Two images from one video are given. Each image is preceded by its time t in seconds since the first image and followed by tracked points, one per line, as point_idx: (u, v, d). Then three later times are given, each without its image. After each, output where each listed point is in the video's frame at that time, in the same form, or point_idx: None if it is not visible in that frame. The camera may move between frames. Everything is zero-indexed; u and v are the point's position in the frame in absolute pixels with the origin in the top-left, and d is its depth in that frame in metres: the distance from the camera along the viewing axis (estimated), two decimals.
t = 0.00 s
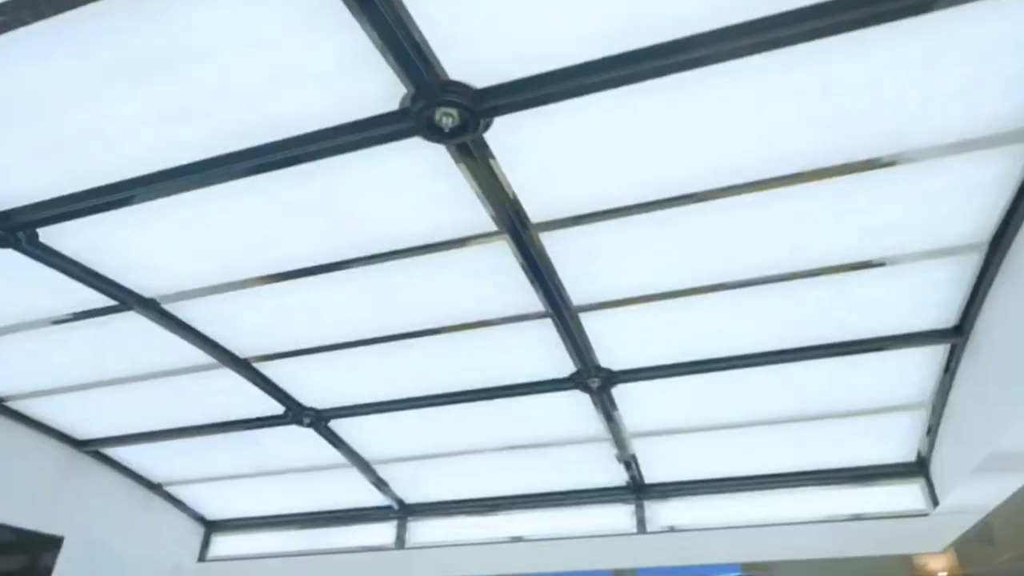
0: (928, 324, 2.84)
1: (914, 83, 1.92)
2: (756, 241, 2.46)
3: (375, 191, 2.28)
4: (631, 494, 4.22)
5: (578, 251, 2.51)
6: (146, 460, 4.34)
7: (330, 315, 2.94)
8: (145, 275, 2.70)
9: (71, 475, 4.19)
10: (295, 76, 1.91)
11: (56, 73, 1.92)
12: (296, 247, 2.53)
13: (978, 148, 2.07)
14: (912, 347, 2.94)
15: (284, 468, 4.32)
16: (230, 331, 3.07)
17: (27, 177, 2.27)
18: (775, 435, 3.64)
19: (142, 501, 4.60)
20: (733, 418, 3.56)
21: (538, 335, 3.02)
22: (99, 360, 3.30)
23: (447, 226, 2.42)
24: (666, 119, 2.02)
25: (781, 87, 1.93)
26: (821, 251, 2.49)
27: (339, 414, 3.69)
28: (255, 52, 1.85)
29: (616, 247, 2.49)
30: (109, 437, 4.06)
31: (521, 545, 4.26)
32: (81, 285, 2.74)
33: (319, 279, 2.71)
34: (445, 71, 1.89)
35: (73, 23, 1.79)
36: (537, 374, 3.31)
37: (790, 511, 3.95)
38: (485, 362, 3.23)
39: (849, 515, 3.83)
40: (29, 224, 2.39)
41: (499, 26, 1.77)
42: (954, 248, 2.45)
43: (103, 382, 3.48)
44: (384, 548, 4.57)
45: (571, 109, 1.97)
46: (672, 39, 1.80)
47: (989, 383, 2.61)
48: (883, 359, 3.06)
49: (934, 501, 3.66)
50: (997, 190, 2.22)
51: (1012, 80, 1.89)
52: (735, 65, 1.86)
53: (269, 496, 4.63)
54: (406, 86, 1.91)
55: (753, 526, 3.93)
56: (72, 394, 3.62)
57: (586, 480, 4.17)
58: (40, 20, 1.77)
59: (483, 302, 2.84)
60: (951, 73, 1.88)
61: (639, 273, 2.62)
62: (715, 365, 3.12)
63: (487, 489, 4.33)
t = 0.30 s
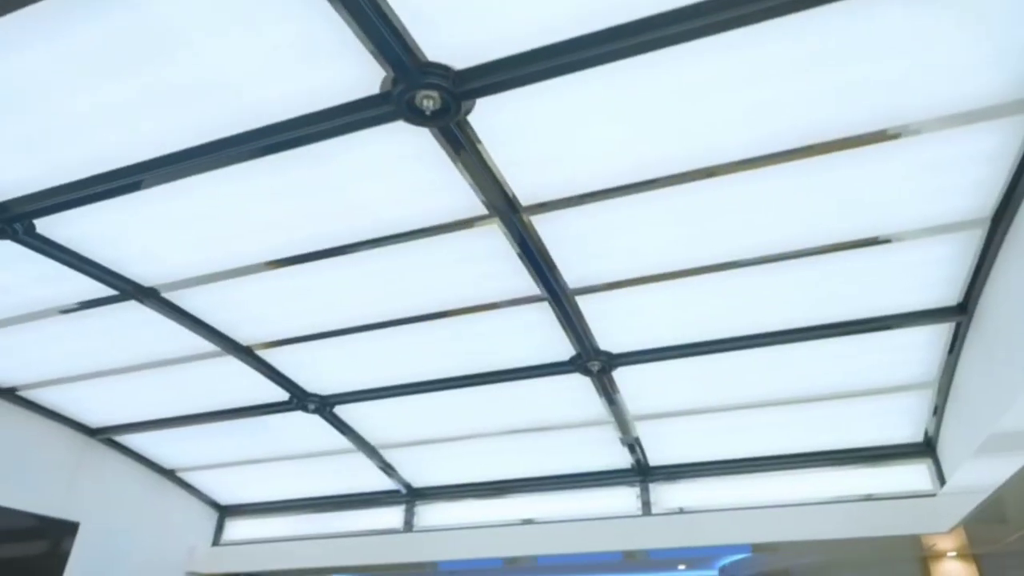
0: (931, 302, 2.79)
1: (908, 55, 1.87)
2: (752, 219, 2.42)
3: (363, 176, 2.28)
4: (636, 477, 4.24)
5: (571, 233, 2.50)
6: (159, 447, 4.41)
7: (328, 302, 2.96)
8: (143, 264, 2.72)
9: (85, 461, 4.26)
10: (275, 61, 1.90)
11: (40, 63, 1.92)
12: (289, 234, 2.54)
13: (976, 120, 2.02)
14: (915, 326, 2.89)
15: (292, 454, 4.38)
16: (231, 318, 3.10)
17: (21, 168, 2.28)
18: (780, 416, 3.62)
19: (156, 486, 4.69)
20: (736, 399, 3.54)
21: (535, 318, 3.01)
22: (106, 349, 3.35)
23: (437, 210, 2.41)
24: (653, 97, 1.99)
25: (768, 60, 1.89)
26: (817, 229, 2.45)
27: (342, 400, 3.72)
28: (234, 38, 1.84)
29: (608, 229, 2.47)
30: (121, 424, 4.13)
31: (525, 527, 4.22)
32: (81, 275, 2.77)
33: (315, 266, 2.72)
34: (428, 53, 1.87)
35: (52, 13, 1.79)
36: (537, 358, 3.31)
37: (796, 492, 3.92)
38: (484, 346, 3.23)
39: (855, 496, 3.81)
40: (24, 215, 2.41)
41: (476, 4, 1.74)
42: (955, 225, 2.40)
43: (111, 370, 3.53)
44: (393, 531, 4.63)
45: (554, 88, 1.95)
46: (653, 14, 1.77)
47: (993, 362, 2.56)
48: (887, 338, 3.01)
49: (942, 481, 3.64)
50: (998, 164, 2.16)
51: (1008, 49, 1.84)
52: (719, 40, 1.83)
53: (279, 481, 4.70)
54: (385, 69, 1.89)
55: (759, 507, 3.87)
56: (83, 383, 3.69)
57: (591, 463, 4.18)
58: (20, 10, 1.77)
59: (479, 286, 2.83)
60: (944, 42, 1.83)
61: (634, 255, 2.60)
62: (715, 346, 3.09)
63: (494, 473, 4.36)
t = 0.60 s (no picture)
0: (935, 275, 2.72)
1: (898, 21, 1.81)
2: (745, 193, 2.38)
3: (349, 159, 2.27)
4: (642, 456, 4.25)
5: (562, 212, 2.48)
6: (173, 431, 4.50)
7: (326, 286, 2.97)
8: (140, 252, 2.75)
9: (102, 445, 4.36)
10: (251, 45, 1.89)
11: (19, 53, 1.93)
12: (281, 218, 2.55)
13: (971, 86, 1.95)
14: (919, 300, 2.84)
15: (302, 437, 4.44)
16: (232, 304, 3.13)
17: (12, 160, 2.30)
18: (785, 393, 3.58)
19: (173, 469, 4.79)
20: (740, 377, 3.51)
21: (532, 298, 3.00)
22: (114, 336, 3.40)
23: (425, 191, 2.41)
24: (635, 70, 1.95)
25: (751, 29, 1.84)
26: (813, 202, 2.40)
27: (347, 383, 3.76)
28: (208, 23, 1.83)
29: (599, 207, 2.45)
30: (135, 409, 4.22)
31: (532, 506, 4.25)
32: (81, 264, 2.80)
33: (309, 251, 2.74)
34: (404, 32, 1.85)
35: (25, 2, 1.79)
36: (537, 339, 3.31)
37: (803, 469, 3.90)
38: (483, 327, 3.24)
39: (863, 473, 3.77)
40: (19, 206, 2.44)
41: None
42: (955, 196, 2.34)
43: (120, 356, 3.59)
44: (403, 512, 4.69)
45: (533, 63, 1.92)
46: None
47: (998, 337, 2.49)
48: (891, 313, 2.96)
49: (950, 456, 3.60)
50: (996, 131, 2.10)
51: (1002, 10, 1.77)
52: (698, 8, 1.78)
53: (291, 464, 4.78)
54: (360, 50, 1.88)
55: (765, 485, 3.85)
56: (95, 370, 3.76)
57: (598, 442, 4.19)
58: None
59: (474, 267, 2.83)
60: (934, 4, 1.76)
61: (626, 232, 2.57)
62: (715, 323, 3.06)
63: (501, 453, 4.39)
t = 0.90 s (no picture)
0: (935, 245, 2.67)
1: None
2: (734, 165, 2.34)
3: (333, 139, 2.27)
4: (646, 431, 4.25)
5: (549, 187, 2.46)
6: (184, 412, 4.59)
7: (321, 267, 2.99)
8: (136, 236, 2.78)
9: (116, 426, 4.46)
10: (224, 26, 1.88)
11: None
12: (271, 200, 2.56)
13: (963, 49, 1.89)
14: (920, 270, 2.78)
15: (309, 416, 4.50)
16: (231, 286, 3.16)
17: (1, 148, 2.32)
18: (787, 366, 3.55)
19: (187, 448, 4.90)
20: (741, 351, 3.48)
21: (527, 276, 2.99)
22: (118, 319, 3.46)
23: (411, 169, 2.40)
24: (612, 41, 1.91)
25: None
26: (805, 172, 2.36)
27: (349, 363, 3.79)
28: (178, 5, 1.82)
29: (587, 181, 2.42)
30: (146, 391, 4.30)
31: (537, 482, 4.29)
32: (79, 249, 2.84)
33: (302, 232, 2.75)
34: (375, 8, 1.84)
35: None
36: (534, 316, 3.30)
37: (807, 443, 3.87)
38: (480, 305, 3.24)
39: (868, 445, 3.73)
40: (13, 192, 2.47)
41: None
42: (953, 163, 2.27)
43: (128, 339, 3.66)
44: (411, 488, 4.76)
45: (508, 36, 1.89)
46: None
47: (1000, 307, 2.44)
48: (891, 285, 2.90)
49: (955, 428, 3.56)
50: (992, 95, 2.03)
51: None
52: None
53: (300, 443, 4.85)
54: (331, 28, 1.87)
55: (769, 459, 3.83)
56: (104, 353, 3.83)
57: (601, 418, 4.21)
58: None
59: (466, 246, 2.82)
60: None
61: (616, 207, 2.55)
62: (712, 297, 3.04)
63: (506, 430, 4.42)
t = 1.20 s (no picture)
0: (933, 212, 2.61)
1: None
2: (722, 133, 2.30)
3: (315, 114, 2.26)
4: (647, 403, 4.26)
5: (535, 160, 2.43)
6: (193, 388, 4.67)
7: (314, 244, 3.00)
8: (129, 215, 2.79)
9: (126, 402, 4.55)
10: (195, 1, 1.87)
11: None
12: (258, 176, 2.57)
13: (953, 7, 1.82)
14: (919, 238, 2.72)
15: (313, 391, 4.56)
16: (227, 264, 3.18)
17: None
18: (787, 337, 3.52)
19: (198, 423, 5.00)
20: (739, 323, 3.45)
21: (519, 249, 2.98)
22: (120, 298, 3.50)
23: (395, 143, 2.39)
24: (589, 7, 1.87)
25: None
26: (794, 139, 2.31)
27: (350, 338, 3.82)
28: None
29: (573, 152, 2.39)
30: (154, 368, 4.38)
31: (539, 453, 4.32)
32: (75, 229, 2.86)
33: (292, 208, 2.75)
34: None
35: None
36: (529, 290, 3.29)
37: (808, 415, 3.85)
38: (475, 279, 3.23)
39: (870, 415, 3.71)
40: (4, 172, 2.49)
41: None
42: (948, 127, 2.21)
43: (131, 317, 3.71)
44: (416, 460, 4.82)
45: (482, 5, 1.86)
46: None
47: (998, 275, 2.38)
48: (890, 254, 2.85)
49: (956, 397, 3.52)
50: (985, 56, 1.96)
51: None
52: None
53: (307, 417, 4.93)
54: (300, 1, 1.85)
55: (769, 430, 3.81)
56: (110, 330, 3.89)
57: (602, 390, 4.22)
58: None
59: (456, 220, 2.81)
60: None
61: (604, 178, 2.52)
62: (707, 268, 3.00)
63: (507, 403, 4.45)
